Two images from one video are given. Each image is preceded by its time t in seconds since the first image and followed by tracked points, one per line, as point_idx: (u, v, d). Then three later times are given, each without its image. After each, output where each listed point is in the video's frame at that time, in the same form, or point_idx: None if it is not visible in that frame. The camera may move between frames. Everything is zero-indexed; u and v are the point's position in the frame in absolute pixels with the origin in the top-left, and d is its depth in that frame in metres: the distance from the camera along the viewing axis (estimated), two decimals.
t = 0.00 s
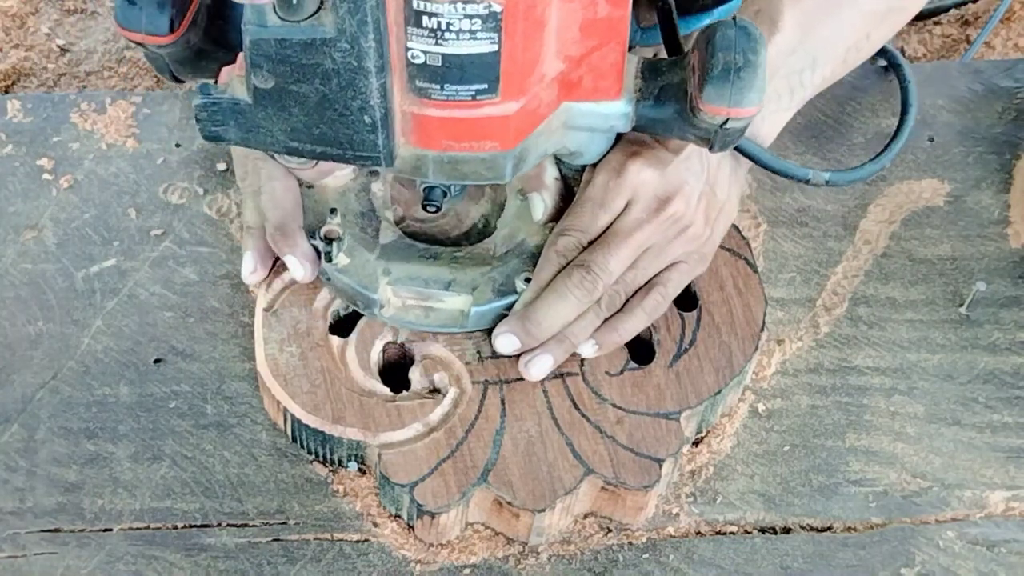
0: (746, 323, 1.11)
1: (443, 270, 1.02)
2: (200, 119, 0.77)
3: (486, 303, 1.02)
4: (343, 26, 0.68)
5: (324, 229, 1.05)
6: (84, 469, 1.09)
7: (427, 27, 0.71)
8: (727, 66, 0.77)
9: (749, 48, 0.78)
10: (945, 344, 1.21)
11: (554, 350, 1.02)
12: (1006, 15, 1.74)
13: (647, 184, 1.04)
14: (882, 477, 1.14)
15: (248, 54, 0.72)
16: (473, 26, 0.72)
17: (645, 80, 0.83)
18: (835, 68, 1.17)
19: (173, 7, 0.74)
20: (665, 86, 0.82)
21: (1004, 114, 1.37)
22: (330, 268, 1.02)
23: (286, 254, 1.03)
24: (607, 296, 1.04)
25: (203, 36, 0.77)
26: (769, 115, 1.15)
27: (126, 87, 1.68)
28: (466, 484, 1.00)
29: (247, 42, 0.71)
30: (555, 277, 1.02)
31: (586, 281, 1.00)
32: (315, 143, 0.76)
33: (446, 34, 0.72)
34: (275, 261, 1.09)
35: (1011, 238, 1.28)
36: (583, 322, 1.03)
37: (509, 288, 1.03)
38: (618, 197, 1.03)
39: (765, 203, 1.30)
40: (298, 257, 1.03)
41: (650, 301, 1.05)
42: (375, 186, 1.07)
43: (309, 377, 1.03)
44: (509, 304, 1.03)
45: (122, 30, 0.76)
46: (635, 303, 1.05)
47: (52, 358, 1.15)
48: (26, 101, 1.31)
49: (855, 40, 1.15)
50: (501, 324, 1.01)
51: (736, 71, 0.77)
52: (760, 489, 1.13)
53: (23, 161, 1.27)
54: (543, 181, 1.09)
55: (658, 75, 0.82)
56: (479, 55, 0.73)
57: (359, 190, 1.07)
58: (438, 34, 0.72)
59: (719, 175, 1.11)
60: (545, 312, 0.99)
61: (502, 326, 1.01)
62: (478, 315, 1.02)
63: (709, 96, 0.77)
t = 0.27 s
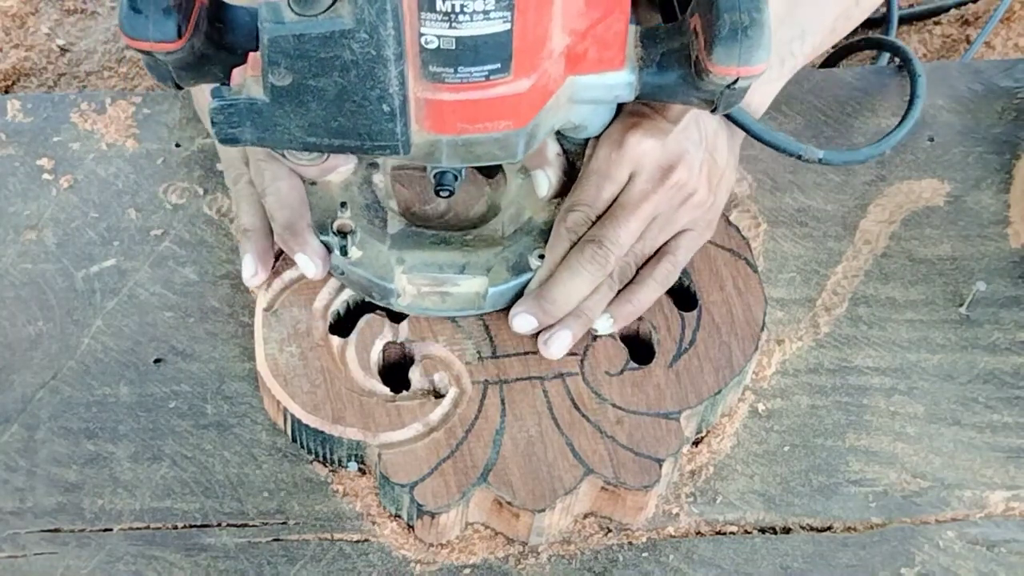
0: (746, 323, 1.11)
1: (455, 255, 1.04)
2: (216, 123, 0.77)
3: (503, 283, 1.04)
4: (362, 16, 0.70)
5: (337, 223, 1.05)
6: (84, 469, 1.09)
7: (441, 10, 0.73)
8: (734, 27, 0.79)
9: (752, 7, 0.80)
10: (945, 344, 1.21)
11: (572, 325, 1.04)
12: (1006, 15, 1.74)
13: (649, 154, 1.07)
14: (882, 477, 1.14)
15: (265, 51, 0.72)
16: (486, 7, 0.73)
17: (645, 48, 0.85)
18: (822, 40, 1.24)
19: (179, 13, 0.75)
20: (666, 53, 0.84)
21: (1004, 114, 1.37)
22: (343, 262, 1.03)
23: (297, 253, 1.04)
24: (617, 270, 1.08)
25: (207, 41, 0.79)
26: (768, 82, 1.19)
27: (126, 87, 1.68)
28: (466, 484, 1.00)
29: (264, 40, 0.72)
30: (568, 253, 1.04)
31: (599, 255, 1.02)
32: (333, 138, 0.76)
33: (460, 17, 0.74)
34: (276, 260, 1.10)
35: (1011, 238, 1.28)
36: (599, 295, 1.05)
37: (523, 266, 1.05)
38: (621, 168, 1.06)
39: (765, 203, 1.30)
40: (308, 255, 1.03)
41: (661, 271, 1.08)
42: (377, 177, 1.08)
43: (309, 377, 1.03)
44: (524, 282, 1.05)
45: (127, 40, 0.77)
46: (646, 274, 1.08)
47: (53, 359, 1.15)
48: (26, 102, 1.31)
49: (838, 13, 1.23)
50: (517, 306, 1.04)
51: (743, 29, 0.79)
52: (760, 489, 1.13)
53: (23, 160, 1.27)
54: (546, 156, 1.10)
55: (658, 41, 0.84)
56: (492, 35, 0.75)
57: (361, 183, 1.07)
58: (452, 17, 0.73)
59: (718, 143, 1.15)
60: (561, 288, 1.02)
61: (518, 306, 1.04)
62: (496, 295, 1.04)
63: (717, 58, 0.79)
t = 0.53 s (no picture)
0: (746, 323, 1.11)
1: (452, 239, 1.04)
2: (215, 117, 0.78)
3: (502, 264, 1.05)
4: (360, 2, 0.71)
5: (333, 213, 1.04)
6: (84, 469, 1.09)
7: None
8: None
9: None
10: (944, 345, 1.21)
11: (569, 306, 1.06)
12: (1006, 15, 1.74)
13: (635, 133, 1.08)
14: (882, 477, 1.14)
15: (265, 43, 0.73)
16: None
17: (632, 22, 0.87)
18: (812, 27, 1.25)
19: (172, 10, 0.77)
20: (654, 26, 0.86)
21: (1004, 114, 1.36)
22: (342, 253, 1.03)
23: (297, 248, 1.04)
24: (609, 249, 1.10)
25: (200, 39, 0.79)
26: (746, 68, 1.20)
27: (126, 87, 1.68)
28: (466, 484, 1.00)
29: (263, 31, 0.72)
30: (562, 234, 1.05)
31: (592, 235, 1.04)
32: (332, 126, 0.77)
33: None
34: (276, 260, 1.10)
35: (1011, 238, 1.28)
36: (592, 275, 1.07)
37: (521, 247, 1.06)
38: (608, 146, 1.07)
39: (765, 202, 1.30)
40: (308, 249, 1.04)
41: (653, 250, 1.09)
42: (370, 167, 1.07)
43: (309, 377, 1.03)
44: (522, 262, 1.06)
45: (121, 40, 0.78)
46: (639, 253, 1.09)
47: (53, 359, 1.15)
48: (26, 101, 1.31)
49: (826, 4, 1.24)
50: (513, 290, 1.05)
51: None
52: (760, 489, 1.13)
53: (23, 160, 1.27)
54: (536, 136, 1.09)
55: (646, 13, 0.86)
56: (487, 15, 0.76)
57: (353, 173, 1.06)
58: None
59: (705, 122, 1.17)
60: (556, 270, 1.03)
61: (514, 289, 1.05)
62: (495, 276, 1.05)
63: (710, 25, 0.84)
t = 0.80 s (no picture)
0: (746, 323, 1.11)
1: (441, 232, 1.06)
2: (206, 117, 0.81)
3: (493, 254, 1.06)
4: None
5: (323, 211, 1.06)
6: (84, 469, 1.09)
7: None
8: None
9: None
10: (944, 345, 1.21)
11: (557, 294, 1.06)
12: (1006, 15, 1.74)
13: (619, 118, 1.07)
14: (882, 477, 1.14)
15: (254, 41, 0.76)
16: None
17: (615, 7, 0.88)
18: (804, 24, 1.22)
19: (157, 12, 0.76)
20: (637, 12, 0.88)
21: (1004, 114, 1.36)
22: (334, 249, 1.04)
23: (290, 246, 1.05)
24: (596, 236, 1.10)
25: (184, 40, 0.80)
26: (735, 65, 1.18)
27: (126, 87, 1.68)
28: (466, 484, 1.00)
29: (253, 31, 0.75)
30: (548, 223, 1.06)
31: (578, 223, 1.04)
32: (322, 122, 0.80)
33: None
34: (276, 260, 1.10)
35: (1011, 238, 1.28)
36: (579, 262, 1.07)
37: (510, 236, 1.07)
38: (591, 133, 1.06)
39: (765, 202, 1.30)
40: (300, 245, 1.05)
41: (639, 236, 1.09)
42: (354, 163, 1.09)
43: (309, 377, 1.03)
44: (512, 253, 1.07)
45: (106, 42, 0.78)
46: (626, 240, 1.09)
47: (53, 358, 1.15)
48: (26, 101, 1.30)
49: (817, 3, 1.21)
50: (502, 278, 1.06)
51: None
52: (760, 489, 1.13)
53: (23, 160, 1.27)
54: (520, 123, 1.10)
55: None
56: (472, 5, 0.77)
57: (339, 169, 1.08)
58: None
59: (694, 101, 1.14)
60: (542, 259, 1.04)
61: (503, 278, 1.06)
62: (486, 267, 1.07)
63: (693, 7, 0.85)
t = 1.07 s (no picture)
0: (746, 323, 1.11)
1: (424, 228, 1.05)
2: (185, 123, 0.79)
3: (477, 249, 1.06)
4: None
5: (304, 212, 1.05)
6: (84, 469, 1.09)
7: None
8: None
9: None
10: (945, 345, 1.21)
11: (541, 286, 1.05)
12: (1006, 15, 1.74)
13: (596, 107, 1.06)
14: (882, 477, 1.14)
15: (233, 43, 0.74)
16: None
17: None
18: (786, 19, 1.19)
19: (134, 18, 0.76)
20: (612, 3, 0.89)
21: (1004, 114, 1.36)
22: (316, 249, 1.03)
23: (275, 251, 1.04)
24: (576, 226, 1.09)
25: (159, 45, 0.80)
26: (717, 56, 1.16)
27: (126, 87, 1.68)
28: (466, 484, 1.00)
29: (231, 33, 0.74)
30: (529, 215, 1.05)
31: (558, 214, 1.03)
32: (303, 123, 0.79)
33: None
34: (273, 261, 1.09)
35: (1011, 238, 1.28)
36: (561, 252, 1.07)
37: (493, 230, 1.06)
38: (568, 123, 1.05)
39: (764, 202, 1.30)
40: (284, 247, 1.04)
41: (619, 225, 1.08)
42: (331, 162, 1.08)
43: (309, 377, 1.03)
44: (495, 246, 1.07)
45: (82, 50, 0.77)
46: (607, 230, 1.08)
47: (53, 358, 1.15)
48: (26, 101, 1.30)
49: None
50: (485, 273, 1.05)
51: None
52: (760, 489, 1.13)
53: (23, 161, 1.27)
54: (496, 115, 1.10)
55: None
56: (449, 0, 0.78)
57: (317, 170, 1.08)
58: None
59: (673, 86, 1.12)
60: (523, 252, 1.03)
61: (486, 271, 1.05)
62: (470, 262, 1.06)
63: None
